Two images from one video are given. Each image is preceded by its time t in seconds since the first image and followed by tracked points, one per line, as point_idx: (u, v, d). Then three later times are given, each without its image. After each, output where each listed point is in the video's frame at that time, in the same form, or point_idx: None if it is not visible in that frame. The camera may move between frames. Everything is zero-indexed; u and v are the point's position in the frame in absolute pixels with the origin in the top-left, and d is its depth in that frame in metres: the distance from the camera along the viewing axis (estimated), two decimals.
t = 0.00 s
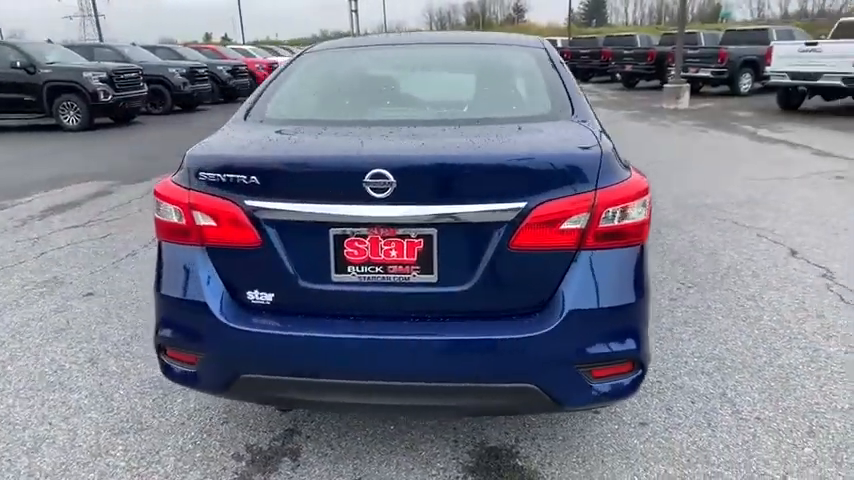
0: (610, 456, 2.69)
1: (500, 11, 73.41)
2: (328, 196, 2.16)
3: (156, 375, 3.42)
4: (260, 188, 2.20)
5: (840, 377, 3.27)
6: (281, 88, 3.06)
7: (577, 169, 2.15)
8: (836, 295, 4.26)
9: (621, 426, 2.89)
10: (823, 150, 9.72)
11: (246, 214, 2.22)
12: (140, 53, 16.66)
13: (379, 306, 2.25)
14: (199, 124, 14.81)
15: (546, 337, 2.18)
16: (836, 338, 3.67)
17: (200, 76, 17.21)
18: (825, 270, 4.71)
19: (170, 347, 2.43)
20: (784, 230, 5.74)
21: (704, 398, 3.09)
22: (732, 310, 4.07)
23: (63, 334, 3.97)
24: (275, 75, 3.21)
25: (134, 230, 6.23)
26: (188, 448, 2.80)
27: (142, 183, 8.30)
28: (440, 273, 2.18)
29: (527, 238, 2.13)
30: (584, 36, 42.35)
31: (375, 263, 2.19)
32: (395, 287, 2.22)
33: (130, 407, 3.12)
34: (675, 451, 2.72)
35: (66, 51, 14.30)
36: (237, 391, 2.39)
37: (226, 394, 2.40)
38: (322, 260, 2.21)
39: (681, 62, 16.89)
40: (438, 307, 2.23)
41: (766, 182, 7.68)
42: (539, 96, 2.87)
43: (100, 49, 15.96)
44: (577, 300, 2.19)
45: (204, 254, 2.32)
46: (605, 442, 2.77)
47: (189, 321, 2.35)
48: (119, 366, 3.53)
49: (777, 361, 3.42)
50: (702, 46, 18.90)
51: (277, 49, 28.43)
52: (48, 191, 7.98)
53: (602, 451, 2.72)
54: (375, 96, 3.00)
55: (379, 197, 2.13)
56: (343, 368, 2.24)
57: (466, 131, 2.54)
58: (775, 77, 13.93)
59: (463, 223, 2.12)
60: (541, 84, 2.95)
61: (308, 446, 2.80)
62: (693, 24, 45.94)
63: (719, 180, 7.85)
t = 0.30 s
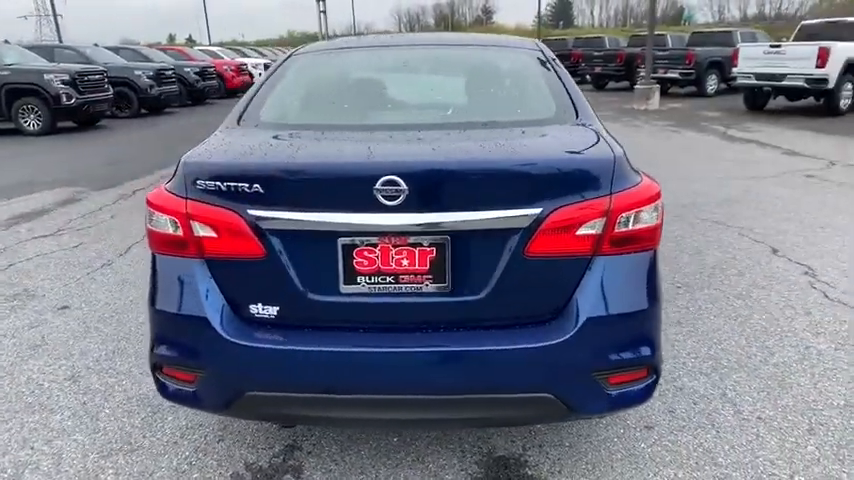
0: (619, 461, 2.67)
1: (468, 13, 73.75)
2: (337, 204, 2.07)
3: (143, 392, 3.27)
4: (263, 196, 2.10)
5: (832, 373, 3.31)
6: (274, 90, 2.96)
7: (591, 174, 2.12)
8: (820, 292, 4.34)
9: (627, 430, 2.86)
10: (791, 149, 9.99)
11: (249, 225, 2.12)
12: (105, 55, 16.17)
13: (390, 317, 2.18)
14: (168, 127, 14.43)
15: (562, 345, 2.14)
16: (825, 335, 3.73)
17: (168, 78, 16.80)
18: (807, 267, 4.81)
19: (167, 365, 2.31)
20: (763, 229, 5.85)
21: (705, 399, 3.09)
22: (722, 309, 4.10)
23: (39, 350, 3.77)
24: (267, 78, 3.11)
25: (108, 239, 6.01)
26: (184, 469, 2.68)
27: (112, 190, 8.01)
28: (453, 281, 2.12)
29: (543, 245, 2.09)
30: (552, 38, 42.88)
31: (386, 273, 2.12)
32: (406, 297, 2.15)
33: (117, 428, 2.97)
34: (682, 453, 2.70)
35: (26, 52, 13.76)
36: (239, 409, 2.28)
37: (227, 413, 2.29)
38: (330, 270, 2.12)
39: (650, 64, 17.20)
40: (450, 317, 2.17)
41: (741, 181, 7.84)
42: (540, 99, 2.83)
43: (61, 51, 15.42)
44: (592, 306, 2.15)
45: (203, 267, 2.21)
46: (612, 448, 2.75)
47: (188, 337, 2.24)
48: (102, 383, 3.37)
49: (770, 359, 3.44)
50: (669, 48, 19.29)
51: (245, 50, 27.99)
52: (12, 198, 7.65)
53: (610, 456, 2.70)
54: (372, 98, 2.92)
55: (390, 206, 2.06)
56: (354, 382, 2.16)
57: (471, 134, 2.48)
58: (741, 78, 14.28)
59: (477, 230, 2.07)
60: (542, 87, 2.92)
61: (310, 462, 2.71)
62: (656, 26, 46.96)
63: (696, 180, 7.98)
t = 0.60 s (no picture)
0: (618, 457, 2.68)
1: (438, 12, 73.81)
2: (339, 203, 2.03)
3: (128, 400, 3.17)
4: (263, 197, 2.05)
5: (817, 364, 3.40)
6: (263, 88, 2.90)
7: (594, 171, 2.13)
8: (799, 285, 4.46)
9: (623, 426, 2.88)
10: (761, 146, 10.25)
11: (247, 225, 2.06)
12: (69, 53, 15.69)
13: (393, 317, 2.14)
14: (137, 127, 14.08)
15: (567, 342, 2.13)
16: (807, 326, 3.82)
17: (136, 77, 16.39)
18: (785, 261, 4.93)
19: (161, 371, 2.24)
20: (740, 224, 5.98)
21: (697, 393, 3.13)
22: (707, 303, 4.18)
23: (14, 359, 3.63)
24: (255, 76, 3.04)
25: (81, 242, 5.82)
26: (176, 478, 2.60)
27: (82, 192, 7.77)
28: (457, 280, 2.11)
29: (547, 242, 2.09)
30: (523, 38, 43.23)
31: (389, 272, 2.09)
32: (410, 297, 2.12)
33: (104, 438, 2.87)
34: (679, 447, 2.73)
35: None
36: (237, 415, 2.22)
37: (224, 420, 2.22)
38: (333, 271, 2.08)
39: (621, 63, 17.47)
40: (455, 316, 2.15)
41: (715, 177, 8.01)
42: (534, 97, 2.83)
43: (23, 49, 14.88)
44: (596, 303, 2.15)
45: (199, 270, 2.14)
46: (610, 443, 2.76)
47: (184, 343, 2.17)
48: (85, 392, 3.26)
49: (757, 352, 3.52)
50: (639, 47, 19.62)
51: (214, 49, 27.50)
52: None
53: (609, 452, 2.71)
54: (364, 96, 2.88)
55: (395, 204, 2.03)
56: (357, 385, 2.12)
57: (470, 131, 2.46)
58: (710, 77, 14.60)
59: (481, 228, 2.05)
60: (535, 85, 2.92)
61: (308, 467, 2.65)
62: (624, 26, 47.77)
63: (672, 177, 8.13)
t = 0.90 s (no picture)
0: (618, 449, 2.73)
1: (419, 13, 73.88)
2: (348, 201, 2.04)
3: (124, 403, 3.15)
4: (272, 196, 2.05)
5: (804, 356, 3.49)
6: (263, 88, 2.90)
7: (598, 168, 2.17)
8: (783, 280, 4.58)
9: (622, 419, 2.93)
10: (740, 145, 10.47)
11: (256, 225, 2.06)
12: (45, 54, 15.40)
13: (402, 315, 2.16)
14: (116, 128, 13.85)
15: (573, 337, 2.17)
16: (793, 319, 3.93)
17: (115, 77, 16.14)
18: (769, 257, 5.06)
19: (167, 373, 2.23)
20: (724, 221, 6.11)
21: (691, 385, 3.20)
22: (696, 299, 4.27)
23: (5, 364, 3.57)
24: (253, 76, 3.04)
25: (66, 246, 5.73)
26: None
27: (64, 194, 7.64)
28: (464, 278, 2.13)
29: (553, 239, 2.12)
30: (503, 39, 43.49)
31: (398, 270, 2.11)
32: (418, 295, 2.15)
33: (102, 442, 2.84)
34: (676, 439, 2.79)
35: None
36: (245, 416, 2.22)
37: (231, 421, 2.22)
38: (342, 270, 2.10)
39: (602, 64, 17.69)
40: (462, 313, 2.17)
41: (698, 176, 8.17)
42: (533, 97, 2.88)
43: None
44: (601, 298, 2.19)
45: (206, 270, 2.14)
46: (610, 436, 2.81)
47: (191, 344, 2.16)
48: (80, 397, 3.22)
49: (746, 345, 3.61)
50: (619, 49, 19.89)
51: (193, 49, 27.20)
52: None
53: (609, 445, 2.76)
54: (364, 95, 2.89)
55: (404, 203, 2.04)
56: (367, 382, 2.13)
57: (473, 130, 2.49)
58: (689, 78, 14.87)
59: (488, 227, 2.08)
60: (533, 86, 2.96)
61: (313, 467, 2.66)
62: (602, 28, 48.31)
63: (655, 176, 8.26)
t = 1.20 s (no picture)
0: (610, 443, 2.77)
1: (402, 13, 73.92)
2: (346, 199, 2.06)
3: (115, 403, 3.16)
4: (270, 194, 2.06)
5: (788, 350, 3.58)
6: (255, 86, 2.91)
7: (591, 166, 2.21)
8: (766, 277, 4.68)
9: (613, 414, 2.98)
10: (721, 145, 10.65)
11: (254, 223, 2.07)
12: (25, 54, 15.17)
13: (400, 311, 2.18)
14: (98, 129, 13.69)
15: (568, 332, 2.21)
16: (777, 315, 4.03)
17: (96, 78, 15.95)
18: (752, 255, 5.16)
19: (165, 371, 2.23)
20: (707, 220, 6.22)
21: (679, 380, 3.27)
22: (682, 296, 4.35)
23: None
24: (245, 75, 3.04)
25: (51, 248, 5.67)
26: None
27: (47, 196, 7.55)
28: (461, 274, 2.16)
29: (548, 236, 2.16)
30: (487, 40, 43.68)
31: (395, 267, 2.13)
32: (415, 292, 2.17)
33: (96, 442, 2.84)
34: (666, 432, 2.84)
35: None
36: (243, 413, 2.22)
37: (230, 418, 2.23)
38: (340, 268, 2.11)
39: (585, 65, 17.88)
40: (459, 309, 2.20)
41: (681, 176, 8.31)
42: (525, 97, 2.91)
43: None
44: (594, 293, 2.23)
45: (204, 268, 2.14)
46: (601, 430, 2.85)
47: (189, 342, 2.16)
48: (72, 398, 3.22)
49: (732, 340, 3.69)
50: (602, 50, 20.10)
51: (176, 49, 26.94)
52: None
53: (601, 438, 2.79)
54: (357, 94, 2.91)
55: (402, 201, 2.06)
56: (366, 378, 2.15)
57: (467, 128, 2.52)
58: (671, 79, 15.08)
59: (484, 223, 2.11)
60: (524, 85, 3.00)
61: (308, 465, 2.65)
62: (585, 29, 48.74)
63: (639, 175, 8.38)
